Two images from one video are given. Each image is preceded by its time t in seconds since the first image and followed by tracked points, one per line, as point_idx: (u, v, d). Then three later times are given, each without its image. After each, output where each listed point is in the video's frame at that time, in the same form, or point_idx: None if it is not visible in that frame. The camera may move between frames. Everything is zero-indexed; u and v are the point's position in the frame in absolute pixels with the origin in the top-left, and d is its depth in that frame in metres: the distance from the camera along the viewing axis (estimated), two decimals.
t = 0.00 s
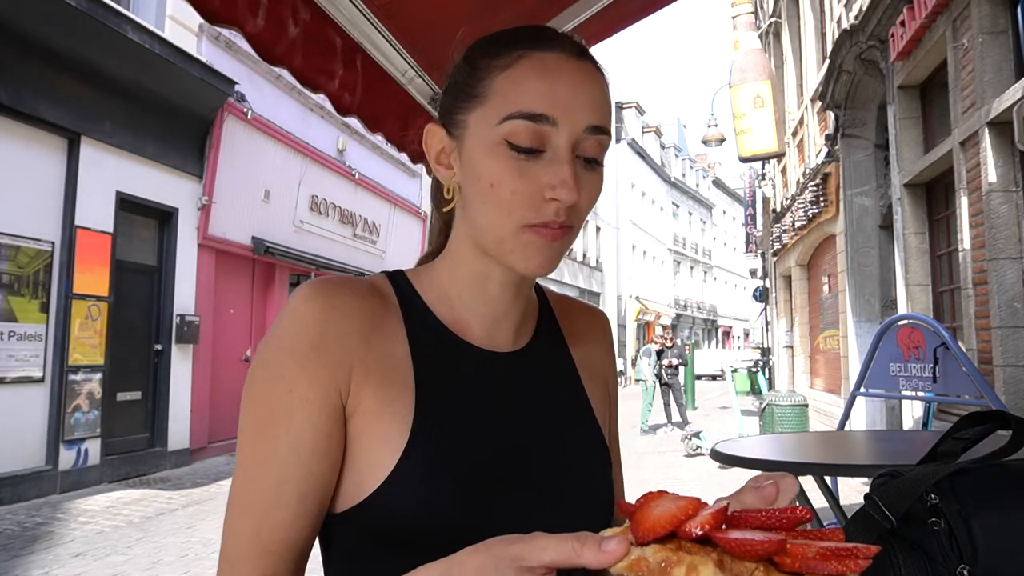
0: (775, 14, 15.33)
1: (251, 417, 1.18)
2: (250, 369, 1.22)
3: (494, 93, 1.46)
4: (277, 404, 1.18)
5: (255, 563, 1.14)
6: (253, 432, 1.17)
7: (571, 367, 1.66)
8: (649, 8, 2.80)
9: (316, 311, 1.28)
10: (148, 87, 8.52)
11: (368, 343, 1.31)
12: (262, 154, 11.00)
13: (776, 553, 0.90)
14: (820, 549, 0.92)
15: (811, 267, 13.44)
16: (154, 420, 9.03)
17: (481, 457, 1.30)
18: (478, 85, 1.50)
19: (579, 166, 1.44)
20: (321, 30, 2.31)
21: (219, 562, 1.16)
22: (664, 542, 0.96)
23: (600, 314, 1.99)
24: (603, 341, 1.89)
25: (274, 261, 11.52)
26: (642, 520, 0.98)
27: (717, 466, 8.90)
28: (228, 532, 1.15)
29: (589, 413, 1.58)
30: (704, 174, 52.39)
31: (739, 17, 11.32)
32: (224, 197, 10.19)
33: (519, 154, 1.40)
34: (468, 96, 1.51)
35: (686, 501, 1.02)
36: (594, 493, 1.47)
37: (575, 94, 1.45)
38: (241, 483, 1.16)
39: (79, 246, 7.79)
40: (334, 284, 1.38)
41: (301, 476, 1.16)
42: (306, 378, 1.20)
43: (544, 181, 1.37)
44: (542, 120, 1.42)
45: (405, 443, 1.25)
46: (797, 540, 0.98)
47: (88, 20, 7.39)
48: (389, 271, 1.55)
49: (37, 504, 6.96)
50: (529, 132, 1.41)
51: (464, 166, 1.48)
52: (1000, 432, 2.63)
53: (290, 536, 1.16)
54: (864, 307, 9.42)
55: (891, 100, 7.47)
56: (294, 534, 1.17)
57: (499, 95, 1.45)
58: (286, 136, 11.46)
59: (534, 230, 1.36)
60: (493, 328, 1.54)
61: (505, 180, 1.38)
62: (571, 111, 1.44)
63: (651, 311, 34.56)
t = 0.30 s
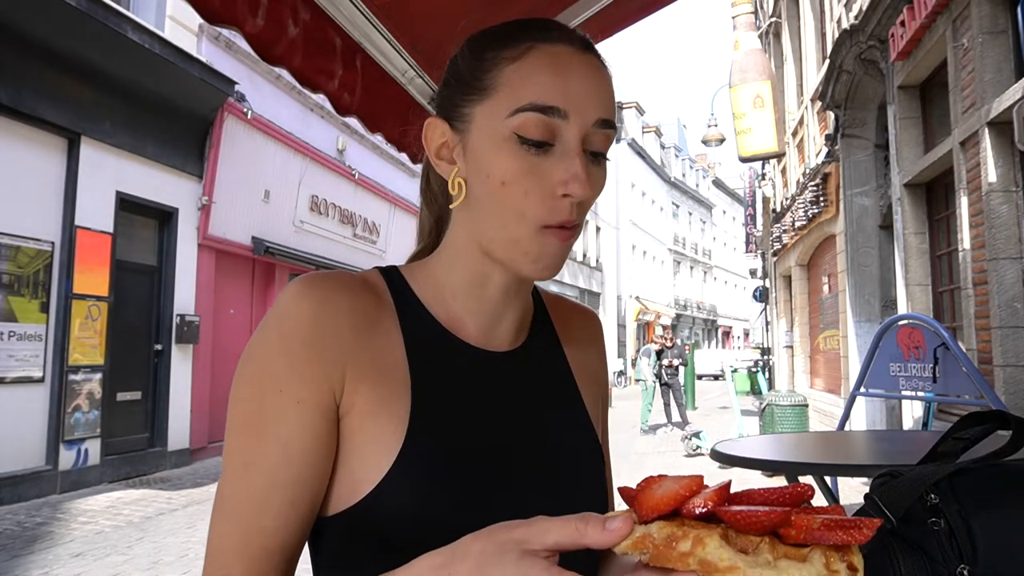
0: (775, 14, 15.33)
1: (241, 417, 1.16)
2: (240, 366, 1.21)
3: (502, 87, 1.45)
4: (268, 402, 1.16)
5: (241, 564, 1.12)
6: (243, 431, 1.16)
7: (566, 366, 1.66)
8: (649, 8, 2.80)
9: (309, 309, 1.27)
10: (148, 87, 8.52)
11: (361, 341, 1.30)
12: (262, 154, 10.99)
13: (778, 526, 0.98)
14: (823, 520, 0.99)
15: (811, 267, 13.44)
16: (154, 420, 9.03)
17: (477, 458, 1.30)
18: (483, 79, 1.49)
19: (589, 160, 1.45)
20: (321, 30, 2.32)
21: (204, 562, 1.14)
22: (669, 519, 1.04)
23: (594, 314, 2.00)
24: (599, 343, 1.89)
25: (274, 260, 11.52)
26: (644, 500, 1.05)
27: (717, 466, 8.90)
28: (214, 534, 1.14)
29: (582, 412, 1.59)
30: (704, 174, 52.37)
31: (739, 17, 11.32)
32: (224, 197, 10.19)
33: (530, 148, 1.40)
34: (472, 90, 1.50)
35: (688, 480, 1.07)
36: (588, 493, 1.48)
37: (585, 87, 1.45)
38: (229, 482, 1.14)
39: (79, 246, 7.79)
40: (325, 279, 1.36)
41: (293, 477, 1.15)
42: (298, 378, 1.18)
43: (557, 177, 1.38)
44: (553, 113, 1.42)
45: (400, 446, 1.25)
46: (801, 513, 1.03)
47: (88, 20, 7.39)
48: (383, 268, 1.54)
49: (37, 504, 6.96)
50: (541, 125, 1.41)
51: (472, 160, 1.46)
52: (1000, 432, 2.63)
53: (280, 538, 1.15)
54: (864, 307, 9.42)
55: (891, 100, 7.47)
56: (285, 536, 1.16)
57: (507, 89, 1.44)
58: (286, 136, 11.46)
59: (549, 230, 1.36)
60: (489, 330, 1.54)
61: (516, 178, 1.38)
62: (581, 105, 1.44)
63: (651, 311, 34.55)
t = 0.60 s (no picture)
0: (775, 14, 15.33)
1: (234, 418, 1.17)
2: (233, 367, 1.21)
3: (526, 67, 1.46)
4: (259, 405, 1.17)
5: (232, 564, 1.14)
6: (235, 432, 1.17)
7: (564, 365, 1.65)
8: (649, 8, 2.79)
9: (304, 308, 1.26)
10: (148, 87, 8.52)
11: (356, 341, 1.29)
12: (262, 154, 10.99)
13: None
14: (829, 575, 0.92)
15: (811, 267, 13.44)
16: (154, 420, 9.03)
17: (473, 461, 1.30)
18: (502, 61, 1.49)
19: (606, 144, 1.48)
20: (321, 30, 2.32)
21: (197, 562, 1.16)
22: (669, 563, 0.96)
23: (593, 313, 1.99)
24: (597, 341, 1.89)
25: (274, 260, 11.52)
26: (645, 539, 0.98)
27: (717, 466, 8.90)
28: (205, 535, 1.15)
29: (581, 412, 1.58)
30: (704, 174, 52.35)
31: (739, 17, 11.32)
32: (224, 197, 10.19)
33: (557, 126, 1.41)
34: (489, 72, 1.50)
35: (694, 521, 1.00)
36: (586, 495, 1.48)
37: (603, 78, 1.50)
38: (221, 483, 1.16)
39: (79, 246, 7.79)
40: (321, 277, 1.35)
41: (284, 480, 1.16)
42: (291, 380, 1.19)
43: (580, 155, 1.39)
44: (576, 94, 1.45)
45: (395, 450, 1.24)
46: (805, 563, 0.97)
47: (88, 20, 7.39)
48: (379, 265, 1.53)
49: (37, 504, 6.96)
50: (565, 106, 1.43)
51: (489, 141, 1.45)
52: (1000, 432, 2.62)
53: (271, 541, 1.16)
54: (864, 307, 9.43)
55: (891, 99, 7.47)
56: (276, 538, 1.17)
57: (532, 68, 1.46)
58: (286, 136, 11.47)
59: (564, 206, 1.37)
60: (489, 328, 1.53)
61: (538, 153, 1.38)
62: (600, 92, 1.48)
63: (651, 311, 34.54)
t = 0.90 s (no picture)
0: (775, 14, 15.33)
1: (233, 418, 1.17)
2: (232, 367, 1.21)
3: (536, 69, 1.46)
4: (259, 405, 1.17)
5: (232, 565, 1.14)
6: (235, 432, 1.17)
7: (562, 366, 1.66)
8: (650, 8, 2.78)
9: (304, 307, 1.26)
10: (148, 87, 8.51)
11: (355, 342, 1.29)
12: (262, 154, 10.99)
13: None
14: None
15: (811, 267, 13.44)
16: (154, 419, 9.04)
17: (473, 462, 1.30)
18: (511, 61, 1.49)
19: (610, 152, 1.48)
20: (321, 30, 2.32)
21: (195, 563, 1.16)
22: (678, 567, 0.96)
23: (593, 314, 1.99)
24: (593, 341, 1.89)
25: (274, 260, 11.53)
26: (654, 546, 0.99)
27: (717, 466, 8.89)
28: (205, 536, 1.16)
29: (579, 414, 1.59)
30: (704, 174, 52.34)
31: (738, 17, 11.33)
32: (224, 198, 10.19)
33: (564, 133, 1.41)
34: (497, 71, 1.49)
35: (702, 526, 1.01)
36: (585, 495, 1.48)
37: (611, 86, 1.51)
38: (220, 484, 1.16)
39: (79, 246, 7.79)
40: (320, 276, 1.35)
41: (283, 481, 1.16)
42: (290, 381, 1.19)
43: (586, 162, 1.39)
44: (584, 102, 1.45)
45: (394, 452, 1.24)
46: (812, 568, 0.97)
47: (88, 20, 7.39)
48: (378, 265, 1.52)
49: (37, 504, 6.95)
50: (574, 113, 1.43)
51: (495, 142, 1.45)
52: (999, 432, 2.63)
53: (270, 542, 1.16)
54: (864, 307, 9.43)
55: (891, 100, 7.47)
56: (276, 538, 1.17)
57: (541, 72, 1.46)
58: (286, 136, 11.46)
59: (570, 211, 1.38)
60: (489, 327, 1.53)
61: (545, 158, 1.38)
62: (608, 100, 1.49)
63: (651, 311, 34.55)
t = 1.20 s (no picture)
0: (775, 14, 15.33)
1: (232, 417, 1.17)
2: (230, 367, 1.21)
3: (540, 68, 1.46)
4: (257, 405, 1.17)
5: (230, 564, 1.14)
6: (233, 432, 1.17)
7: (562, 362, 1.65)
8: (650, 7, 2.78)
9: (302, 306, 1.25)
10: (148, 87, 8.51)
11: (353, 340, 1.28)
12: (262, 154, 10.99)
13: None
14: None
15: (811, 267, 13.44)
16: (154, 419, 9.03)
17: (472, 460, 1.30)
18: (513, 61, 1.49)
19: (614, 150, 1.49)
20: (321, 30, 2.32)
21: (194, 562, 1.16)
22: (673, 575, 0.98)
23: (593, 312, 1.99)
24: (594, 339, 1.88)
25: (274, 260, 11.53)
26: (650, 551, 1.00)
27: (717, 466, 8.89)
28: (204, 536, 1.15)
29: (580, 412, 1.58)
30: (704, 174, 52.33)
31: (739, 17, 11.33)
32: (224, 198, 10.19)
33: (568, 132, 1.42)
34: (500, 71, 1.49)
35: (699, 534, 1.02)
36: (586, 494, 1.48)
37: (615, 83, 1.51)
38: (220, 483, 1.16)
39: (79, 246, 7.78)
40: (318, 275, 1.35)
41: (282, 480, 1.16)
42: (288, 380, 1.19)
43: (590, 161, 1.39)
44: (588, 101, 1.45)
45: (393, 451, 1.24)
46: None
47: (88, 20, 7.39)
48: (377, 264, 1.52)
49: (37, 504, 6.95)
50: (578, 112, 1.43)
51: (498, 143, 1.44)
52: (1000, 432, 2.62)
53: (269, 540, 1.17)
54: (864, 307, 9.42)
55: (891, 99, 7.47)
56: (274, 538, 1.17)
57: (545, 72, 1.45)
58: (286, 136, 11.46)
59: (575, 212, 1.38)
60: (489, 325, 1.53)
61: (549, 159, 1.38)
62: (611, 99, 1.49)
63: (651, 311, 34.55)
